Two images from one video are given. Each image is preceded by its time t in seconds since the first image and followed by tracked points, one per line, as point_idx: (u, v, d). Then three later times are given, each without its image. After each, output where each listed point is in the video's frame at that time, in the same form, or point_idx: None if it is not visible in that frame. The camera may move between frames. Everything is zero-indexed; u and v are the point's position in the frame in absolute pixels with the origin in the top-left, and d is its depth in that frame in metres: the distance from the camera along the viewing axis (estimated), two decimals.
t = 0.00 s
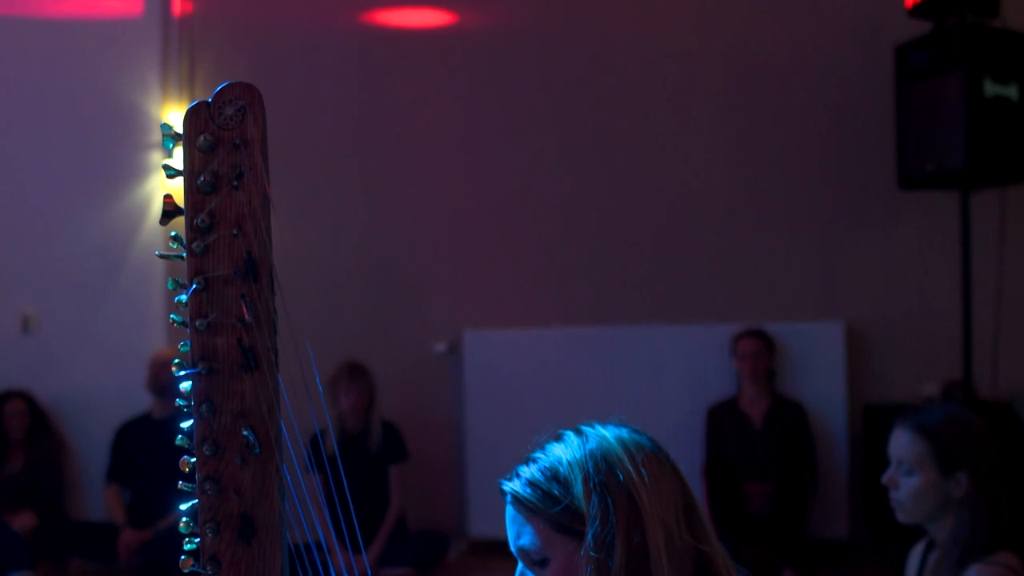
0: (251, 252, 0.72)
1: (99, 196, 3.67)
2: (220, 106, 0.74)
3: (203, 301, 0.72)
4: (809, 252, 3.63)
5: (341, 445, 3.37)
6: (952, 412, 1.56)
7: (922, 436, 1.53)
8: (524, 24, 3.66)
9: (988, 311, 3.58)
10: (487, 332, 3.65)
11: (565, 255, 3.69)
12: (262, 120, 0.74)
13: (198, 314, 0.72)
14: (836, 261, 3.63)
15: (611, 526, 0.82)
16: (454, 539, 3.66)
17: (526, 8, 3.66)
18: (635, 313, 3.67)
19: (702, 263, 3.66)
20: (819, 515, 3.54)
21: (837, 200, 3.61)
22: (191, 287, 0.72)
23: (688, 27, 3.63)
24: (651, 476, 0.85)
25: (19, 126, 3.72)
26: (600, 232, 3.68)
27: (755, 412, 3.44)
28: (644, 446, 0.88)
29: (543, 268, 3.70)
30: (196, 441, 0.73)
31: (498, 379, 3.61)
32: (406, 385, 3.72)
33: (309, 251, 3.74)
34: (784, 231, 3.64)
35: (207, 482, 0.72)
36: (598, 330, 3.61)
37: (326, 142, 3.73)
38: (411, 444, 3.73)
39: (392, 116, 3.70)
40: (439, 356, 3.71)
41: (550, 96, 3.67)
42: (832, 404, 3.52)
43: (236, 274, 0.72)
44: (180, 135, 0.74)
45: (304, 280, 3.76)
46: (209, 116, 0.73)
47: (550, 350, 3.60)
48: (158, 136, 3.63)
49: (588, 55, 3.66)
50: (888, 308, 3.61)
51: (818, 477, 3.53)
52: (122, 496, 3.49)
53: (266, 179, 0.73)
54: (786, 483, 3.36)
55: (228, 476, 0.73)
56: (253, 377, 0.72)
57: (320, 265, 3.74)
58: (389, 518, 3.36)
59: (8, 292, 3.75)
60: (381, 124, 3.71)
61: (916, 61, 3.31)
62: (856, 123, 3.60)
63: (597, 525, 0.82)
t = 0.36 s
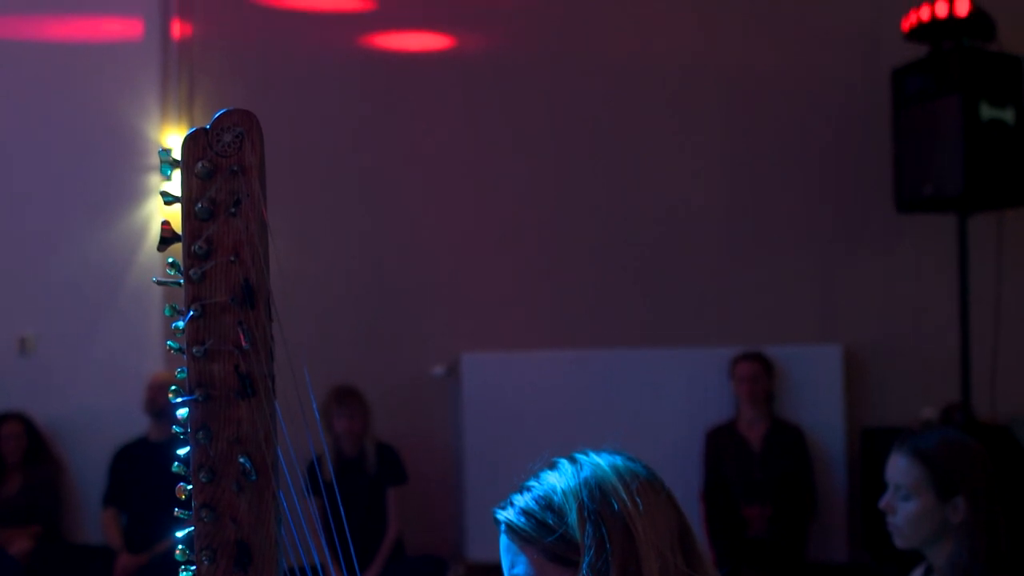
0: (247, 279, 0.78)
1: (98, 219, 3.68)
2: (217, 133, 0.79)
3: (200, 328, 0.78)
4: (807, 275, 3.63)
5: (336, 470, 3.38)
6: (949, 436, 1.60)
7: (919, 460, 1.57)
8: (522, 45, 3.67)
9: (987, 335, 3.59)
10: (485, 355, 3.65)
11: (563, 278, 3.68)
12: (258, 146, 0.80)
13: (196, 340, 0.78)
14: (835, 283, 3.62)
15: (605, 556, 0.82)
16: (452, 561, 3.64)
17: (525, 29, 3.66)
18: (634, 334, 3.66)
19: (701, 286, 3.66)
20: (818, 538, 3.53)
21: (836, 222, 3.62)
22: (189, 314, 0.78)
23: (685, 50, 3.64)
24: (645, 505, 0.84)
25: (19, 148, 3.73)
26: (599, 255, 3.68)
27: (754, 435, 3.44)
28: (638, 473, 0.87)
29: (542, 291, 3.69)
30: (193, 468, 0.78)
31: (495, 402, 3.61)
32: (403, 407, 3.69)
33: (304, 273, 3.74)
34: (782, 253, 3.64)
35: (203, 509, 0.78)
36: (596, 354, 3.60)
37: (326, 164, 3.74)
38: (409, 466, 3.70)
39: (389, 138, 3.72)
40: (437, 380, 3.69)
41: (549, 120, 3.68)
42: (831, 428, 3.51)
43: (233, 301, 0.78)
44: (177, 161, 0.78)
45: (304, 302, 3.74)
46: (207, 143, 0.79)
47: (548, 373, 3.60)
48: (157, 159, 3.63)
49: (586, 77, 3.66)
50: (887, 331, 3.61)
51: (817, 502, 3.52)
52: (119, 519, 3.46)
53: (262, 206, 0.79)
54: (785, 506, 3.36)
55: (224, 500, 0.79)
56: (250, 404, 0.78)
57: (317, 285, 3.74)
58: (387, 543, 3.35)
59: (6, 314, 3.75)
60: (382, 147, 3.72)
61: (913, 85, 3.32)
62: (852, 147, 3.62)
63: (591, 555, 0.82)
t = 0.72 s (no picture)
0: (251, 309, 0.88)
1: (103, 241, 3.64)
2: (224, 165, 0.89)
3: (205, 356, 0.87)
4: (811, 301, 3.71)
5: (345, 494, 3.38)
6: (953, 463, 1.62)
7: (924, 488, 1.59)
8: (528, 69, 3.67)
9: (992, 359, 3.69)
10: (488, 380, 3.58)
11: (569, 302, 3.66)
12: (262, 180, 0.90)
13: (201, 368, 0.87)
14: (836, 310, 3.71)
15: None
16: None
17: (530, 53, 3.67)
18: (637, 358, 3.65)
19: (706, 313, 3.68)
20: (823, 564, 3.53)
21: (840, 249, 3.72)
22: (196, 342, 0.87)
23: (687, 77, 3.71)
24: (664, 532, 0.84)
25: (20, 171, 3.69)
26: (604, 280, 3.67)
27: (759, 461, 3.45)
28: (654, 501, 0.88)
29: (548, 315, 3.66)
30: (198, 494, 0.87)
31: (500, 428, 3.54)
32: (413, 436, 3.60)
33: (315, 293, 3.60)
34: (784, 280, 3.71)
35: (208, 534, 0.86)
36: (599, 379, 3.60)
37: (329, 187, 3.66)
38: (416, 489, 3.58)
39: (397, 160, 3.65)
40: (439, 406, 3.61)
41: (554, 146, 3.69)
42: (837, 453, 3.54)
43: (237, 329, 0.88)
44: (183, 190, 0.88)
45: (303, 323, 3.61)
46: (213, 174, 0.89)
47: (552, 398, 3.58)
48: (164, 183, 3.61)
49: (591, 103, 3.70)
50: (889, 354, 3.70)
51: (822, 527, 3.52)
52: (123, 543, 3.47)
53: (265, 236, 0.89)
54: (791, 533, 3.39)
55: (228, 526, 0.87)
56: (253, 430, 0.87)
57: (320, 313, 3.61)
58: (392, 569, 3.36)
59: (9, 337, 3.68)
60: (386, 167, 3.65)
61: (915, 112, 3.33)
62: (853, 177, 3.74)
63: None
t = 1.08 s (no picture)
0: (254, 335, 0.90)
1: (107, 261, 3.63)
2: (226, 190, 0.91)
3: (208, 382, 0.89)
4: (815, 324, 3.71)
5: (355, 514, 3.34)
6: (957, 487, 1.61)
7: (929, 512, 1.58)
8: (535, 91, 3.69)
9: (998, 382, 3.71)
10: (491, 401, 3.57)
11: (574, 323, 3.66)
12: (264, 204, 0.91)
13: (204, 394, 0.89)
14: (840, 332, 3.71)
15: None
16: None
17: (536, 75, 3.69)
18: (640, 382, 3.65)
19: (711, 334, 3.68)
20: None
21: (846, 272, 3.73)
22: (198, 367, 0.89)
23: (692, 100, 3.72)
24: (690, 563, 0.75)
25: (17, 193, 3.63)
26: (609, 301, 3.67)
27: (763, 482, 3.45)
28: (676, 520, 0.79)
29: (553, 336, 3.66)
30: (200, 520, 0.89)
31: (504, 451, 3.53)
32: (420, 455, 3.57)
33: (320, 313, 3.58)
34: (788, 302, 3.71)
35: (209, 559, 0.88)
36: (600, 401, 3.60)
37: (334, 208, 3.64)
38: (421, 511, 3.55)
39: (403, 181, 3.66)
40: (443, 427, 3.58)
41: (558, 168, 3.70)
42: (842, 474, 3.54)
43: (240, 355, 0.90)
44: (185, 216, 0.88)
45: (306, 343, 3.58)
46: (216, 200, 0.90)
47: (554, 420, 3.57)
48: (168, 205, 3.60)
49: (597, 125, 3.71)
50: (893, 376, 3.71)
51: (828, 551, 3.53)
52: (125, 565, 3.43)
53: (268, 260, 0.90)
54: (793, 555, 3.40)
55: (230, 551, 0.89)
56: (256, 455, 0.89)
57: (323, 335, 3.58)
58: None
59: (10, 358, 3.61)
60: (390, 187, 3.65)
61: (917, 133, 3.34)
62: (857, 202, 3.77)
63: None
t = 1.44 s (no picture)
0: (259, 362, 0.90)
1: (110, 284, 3.62)
2: (231, 217, 0.91)
3: (212, 409, 0.89)
4: (817, 347, 3.71)
5: (352, 541, 3.37)
6: (960, 511, 1.61)
7: (932, 537, 1.58)
8: (537, 115, 3.70)
9: (1000, 405, 3.72)
10: (494, 425, 3.56)
11: (576, 346, 3.66)
12: (269, 230, 0.91)
13: (208, 421, 0.89)
14: (841, 355, 3.72)
15: None
16: None
17: (539, 99, 3.70)
18: (643, 406, 3.64)
19: (713, 357, 3.68)
20: None
21: (847, 296, 3.74)
22: (203, 395, 0.89)
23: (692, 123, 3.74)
24: None
25: (24, 217, 3.66)
26: (611, 324, 3.67)
27: (765, 507, 3.46)
28: (710, 546, 0.77)
29: (555, 359, 3.65)
30: (203, 548, 0.89)
31: (507, 475, 3.52)
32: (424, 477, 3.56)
33: (323, 336, 3.57)
34: (790, 324, 3.72)
35: None
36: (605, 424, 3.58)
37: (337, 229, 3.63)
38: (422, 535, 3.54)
39: (407, 205, 3.66)
40: (447, 451, 3.57)
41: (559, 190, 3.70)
42: (844, 497, 3.53)
43: (245, 382, 0.90)
44: (192, 243, 0.90)
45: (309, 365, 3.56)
46: (222, 228, 0.91)
47: (557, 444, 3.56)
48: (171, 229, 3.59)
49: (599, 148, 3.72)
50: (894, 398, 3.71)
51: (831, 573, 3.51)
52: None
53: (273, 286, 0.90)
54: None
55: None
56: (260, 482, 0.89)
57: (326, 358, 3.57)
58: None
59: (13, 382, 3.63)
60: (392, 210, 3.66)
61: (918, 155, 3.35)
62: (858, 226, 3.78)
63: None
